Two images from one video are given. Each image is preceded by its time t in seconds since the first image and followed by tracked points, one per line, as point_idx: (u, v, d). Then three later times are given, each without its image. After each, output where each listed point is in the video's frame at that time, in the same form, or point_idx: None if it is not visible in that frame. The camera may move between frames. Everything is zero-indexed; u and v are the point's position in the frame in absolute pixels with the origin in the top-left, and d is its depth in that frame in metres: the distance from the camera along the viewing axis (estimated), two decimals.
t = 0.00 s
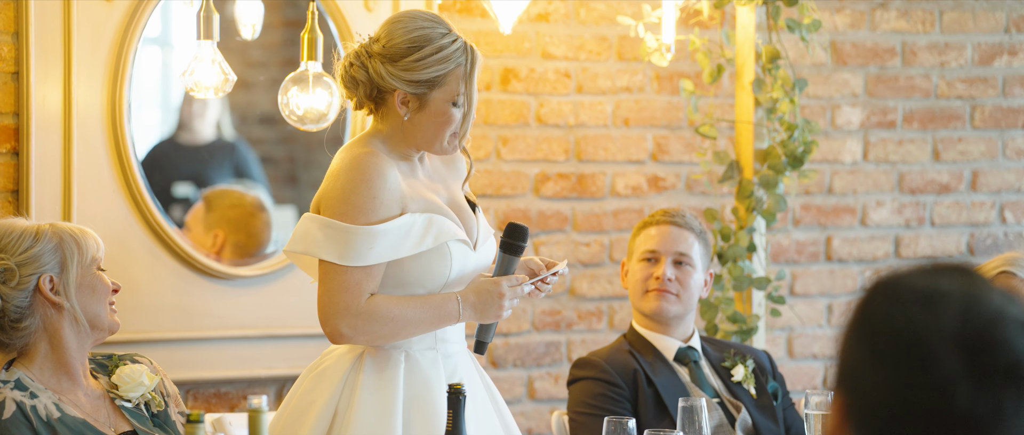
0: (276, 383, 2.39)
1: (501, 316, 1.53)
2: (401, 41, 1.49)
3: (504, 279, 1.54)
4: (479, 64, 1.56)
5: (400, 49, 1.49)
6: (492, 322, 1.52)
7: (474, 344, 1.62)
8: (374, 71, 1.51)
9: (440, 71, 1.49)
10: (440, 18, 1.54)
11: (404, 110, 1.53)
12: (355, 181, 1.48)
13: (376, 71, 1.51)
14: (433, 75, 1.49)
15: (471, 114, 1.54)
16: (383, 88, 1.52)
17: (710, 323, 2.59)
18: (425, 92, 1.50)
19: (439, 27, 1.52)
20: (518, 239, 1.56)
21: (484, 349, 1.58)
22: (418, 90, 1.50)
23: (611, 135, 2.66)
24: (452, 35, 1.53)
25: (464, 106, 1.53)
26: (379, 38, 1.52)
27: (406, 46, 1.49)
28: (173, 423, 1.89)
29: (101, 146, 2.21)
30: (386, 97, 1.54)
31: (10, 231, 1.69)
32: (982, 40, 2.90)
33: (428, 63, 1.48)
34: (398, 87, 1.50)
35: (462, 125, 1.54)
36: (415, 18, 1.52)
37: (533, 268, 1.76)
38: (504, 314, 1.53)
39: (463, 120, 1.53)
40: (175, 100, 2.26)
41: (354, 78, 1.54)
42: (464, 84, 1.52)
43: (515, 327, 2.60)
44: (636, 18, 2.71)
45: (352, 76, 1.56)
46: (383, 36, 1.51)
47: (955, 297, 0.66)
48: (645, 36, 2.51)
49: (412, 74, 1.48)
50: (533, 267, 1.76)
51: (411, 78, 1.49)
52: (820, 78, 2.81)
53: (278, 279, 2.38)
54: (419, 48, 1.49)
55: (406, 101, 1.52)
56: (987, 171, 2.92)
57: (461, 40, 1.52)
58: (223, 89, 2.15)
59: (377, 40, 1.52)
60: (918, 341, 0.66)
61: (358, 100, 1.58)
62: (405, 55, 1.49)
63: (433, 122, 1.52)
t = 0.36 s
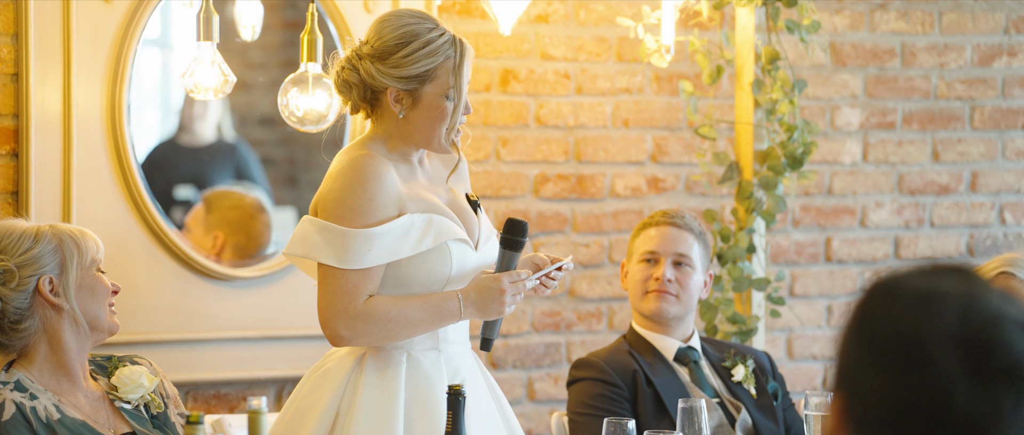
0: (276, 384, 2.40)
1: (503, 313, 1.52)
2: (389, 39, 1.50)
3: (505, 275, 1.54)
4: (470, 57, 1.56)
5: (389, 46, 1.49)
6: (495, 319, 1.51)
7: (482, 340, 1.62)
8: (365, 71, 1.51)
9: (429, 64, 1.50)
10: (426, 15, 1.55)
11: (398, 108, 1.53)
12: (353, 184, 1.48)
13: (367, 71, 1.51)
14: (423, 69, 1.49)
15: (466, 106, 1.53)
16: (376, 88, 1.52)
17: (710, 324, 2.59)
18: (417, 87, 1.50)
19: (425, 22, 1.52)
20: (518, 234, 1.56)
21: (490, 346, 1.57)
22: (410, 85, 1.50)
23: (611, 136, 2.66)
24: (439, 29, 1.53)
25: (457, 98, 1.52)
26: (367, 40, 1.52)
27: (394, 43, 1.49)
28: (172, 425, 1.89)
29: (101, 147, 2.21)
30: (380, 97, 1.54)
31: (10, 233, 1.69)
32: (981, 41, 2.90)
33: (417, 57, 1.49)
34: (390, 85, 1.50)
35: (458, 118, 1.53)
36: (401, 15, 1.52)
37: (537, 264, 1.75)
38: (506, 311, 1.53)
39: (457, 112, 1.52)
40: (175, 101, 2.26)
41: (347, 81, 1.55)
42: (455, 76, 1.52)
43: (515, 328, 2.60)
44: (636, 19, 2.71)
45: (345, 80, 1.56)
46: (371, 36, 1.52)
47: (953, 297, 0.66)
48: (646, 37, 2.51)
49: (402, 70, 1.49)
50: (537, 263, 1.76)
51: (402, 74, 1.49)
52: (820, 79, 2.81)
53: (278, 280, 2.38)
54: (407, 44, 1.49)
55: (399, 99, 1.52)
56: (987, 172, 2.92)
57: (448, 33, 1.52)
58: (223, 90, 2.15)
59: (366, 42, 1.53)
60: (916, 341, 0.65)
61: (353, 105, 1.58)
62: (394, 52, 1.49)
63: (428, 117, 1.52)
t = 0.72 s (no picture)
0: (276, 383, 2.40)
1: (524, 307, 1.52)
2: (412, 34, 1.50)
3: (523, 269, 1.53)
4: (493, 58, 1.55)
5: (412, 41, 1.50)
6: (516, 312, 1.51)
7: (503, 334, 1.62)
8: (386, 65, 1.52)
9: (450, 61, 1.50)
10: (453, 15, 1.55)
11: (417, 103, 1.53)
12: (369, 185, 1.47)
13: (388, 65, 1.52)
14: (444, 65, 1.49)
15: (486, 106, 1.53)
16: (396, 82, 1.53)
17: (710, 322, 2.59)
18: (437, 83, 1.50)
19: (451, 21, 1.53)
20: (535, 228, 1.55)
21: (512, 340, 1.57)
22: (430, 80, 1.50)
23: (611, 135, 2.66)
24: (464, 28, 1.53)
25: (478, 98, 1.51)
26: (392, 34, 1.53)
27: (417, 38, 1.50)
28: (172, 424, 1.89)
29: (101, 146, 2.21)
30: (400, 92, 1.54)
31: (10, 231, 1.69)
32: (981, 40, 2.90)
33: (439, 53, 1.49)
34: (410, 79, 1.50)
35: (476, 119, 1.52)
36: (428, 13, 1.53)
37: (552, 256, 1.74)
38: (527, 304, 1.52)
39: (477, 112, 1.52)
40: (175, 99, 2.25)
41: (369, 74, 1.55)
42: (476, 75, 1.51)
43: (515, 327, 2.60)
44: (636, 18, 2.71)
45: (367, 75, 1.57)
46: (395, 32, 1.53)
47: (954, 297, 0.66)
48: (645, 36, 2.50)
49: (423, 64, 1.49)
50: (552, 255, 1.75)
51: (423, 69, 1.49)
52: (820, 77, 2.81)
53: (278, 279, 2.38)
54: (430, 39, 1.50)
55: (419, 94, 1.53)
56: (987, 171, 2.92)
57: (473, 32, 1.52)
58: (223, 89, 2.15)
59: (390, 37, 1.54)
60: (918, 341, 0.65)
61: (374, 100, 1.59)
62: (416, 46, 1.50)
63: (447, 113, 1.52)
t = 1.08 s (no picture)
0: (276, 384, 2.40)
1: (536, 305, 1.52)
2: (429, 36, 1.51)
3: (535, 266, 1.54)
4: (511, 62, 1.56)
5: (429, 43, 1.50)
6: (529, 310, 1.51)
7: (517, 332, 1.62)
8: (403, 67, 1.52)
9: (467, 63, 1.50)
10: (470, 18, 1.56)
11: (433, 105, 1.53)
12: (379, 184, 1.48)
13: (405, 66, 1.52)
14: (461, 66, 1.50)
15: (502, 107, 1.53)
16: (413, 84, 1.53)
17: (710, 323, 2.59)
18: (454, 85, 1.51)
19: (468, 23, 1.53)
20: (546, 224, 1.55)
21: (525, 338, 1.57)
22: (447, 82, 1.50)
23: (611, 135, 2.66)
24: (482, 31, 1.53)
25: (494, 100, 1.51)
26: (409, 36, 1.54)
27: (434, 40, 1.50)
28: (172, 425, 1.89)
29: (101, 147, 2.21)
30: (417, 93, 1.54)
31: (9, 233, 1.69)
32: (981, 40, 2.90)
33: (456, 54, 1.49)
34: (427, 80, 1.50)
35: (494, 121, 1.52)
36: (445, 15, 1.54)
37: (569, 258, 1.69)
38: (540, 302, 1.52)
39: (493, 113, 1.52)
40: (175, 100, 2.25)
41: (387, 76, 1.55)
42: (493, 77, 1.51)
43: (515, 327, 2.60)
44: (636, 18, 2.71)
45: (384, 77, 1.57)
46: (412, 33, 1.53)
47: (953, 296, 0.66)
48: (645, 36, 2.50)
49: (440, 66, 1.49)
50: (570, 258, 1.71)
51: (440, 71, 1.49)
52: (820, 78, 2.81)
53: (278, 280, 2.38)
54: (448, 41, 1.50)
55: (435, 96, 1.53)
56: (987, 171, 2.92)
57: (491, 35, 1.53)
58: (223, 90, 2.15)
59: (407, 38, 1.54)
60: (917, 341, 0.65)
61: (391, 102, 1.59)
62: (434, 48, 1.50)
63: (463, 115, 1.52)
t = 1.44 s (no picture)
0: (276, 384, 2.40)
1: (526, 302, 1.50)
2: (417, 34, 1.51)
3: (524, 264, 1.51)
4: (501, 53, 1.55)
5: (417, 42, 1.51)
6: (517, 307, 1.49)
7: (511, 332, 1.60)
8: (393, 68, 1.53)
9: (456, 58, 1.50)
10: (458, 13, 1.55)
11: (426, 103, 1.54)
12: (369, 181, 1.49)
13: (396, 67, 1.52)
14: (450, 63, 1.50)
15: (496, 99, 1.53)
16: (405, 84, 1.53)
17: (710, 323, 2.59)
18: (444, 81, 1.51)
19: (455, 18, 1.53)
20: (537, 221, 1.55)
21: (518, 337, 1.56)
22: (437, 79, 1.50)
23: (611, 135, 2.66)
24: (469, 24, 1.53)
25: (486, 93, 1.51)
26: (398, 37, 1.54)
27: (422, 38, 1.50)
28: (172, 425, 1.89)
29: (101, 147, 2.21)
30: (410, 92, 1.55)
31: (7, 233, 1.69)
32: (981, 41, 2.90)
33: (444, 51, 1.49)
34: (418, 79, 1.51)
35: (488, 113, 1.53)
36: (432, 12, 1.54)
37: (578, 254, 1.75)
38: (529, 299, 1.50)
39: (487, 106, 1.52)
40: (176, 100, 2.25)
41: (379, 77, 1.56)
42: (483, 69, 1.51)
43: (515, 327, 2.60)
44: (636, 19, 2.71)
45: (377, 79, 1.58)
46: (401, 33, 1.53)
47: (954, 297, 0.66)
48: (645, 37, 2.50)
49: (429, 64, 1.49)
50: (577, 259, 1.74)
51: (431, 69, 1.50)
52: (820, 78, 2.81)
53: (278, 279, 2.38)
54: (435, 39, 1.50)
55: (427, 94, 1.53)
56: (987, 172, 2.92)
57: (478, 28, 1.52)
58: (223, 90, 2.15)
59: (396, 39, 1.54)
60: (918, 342, 0.65)
61: (386, 103, 1.60)
62: (422, 47, 1.50)
63: (456, 110, 1.52)
